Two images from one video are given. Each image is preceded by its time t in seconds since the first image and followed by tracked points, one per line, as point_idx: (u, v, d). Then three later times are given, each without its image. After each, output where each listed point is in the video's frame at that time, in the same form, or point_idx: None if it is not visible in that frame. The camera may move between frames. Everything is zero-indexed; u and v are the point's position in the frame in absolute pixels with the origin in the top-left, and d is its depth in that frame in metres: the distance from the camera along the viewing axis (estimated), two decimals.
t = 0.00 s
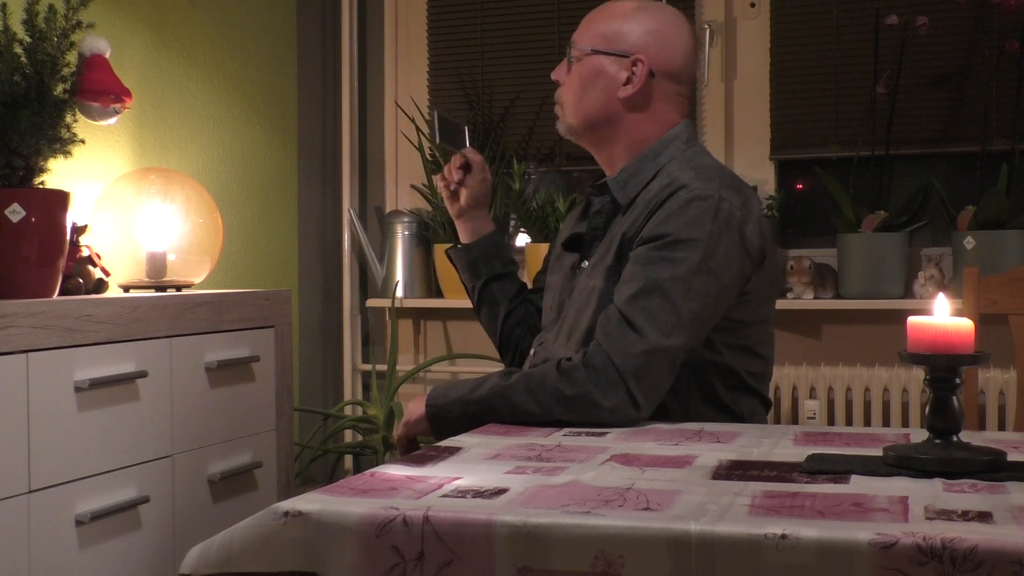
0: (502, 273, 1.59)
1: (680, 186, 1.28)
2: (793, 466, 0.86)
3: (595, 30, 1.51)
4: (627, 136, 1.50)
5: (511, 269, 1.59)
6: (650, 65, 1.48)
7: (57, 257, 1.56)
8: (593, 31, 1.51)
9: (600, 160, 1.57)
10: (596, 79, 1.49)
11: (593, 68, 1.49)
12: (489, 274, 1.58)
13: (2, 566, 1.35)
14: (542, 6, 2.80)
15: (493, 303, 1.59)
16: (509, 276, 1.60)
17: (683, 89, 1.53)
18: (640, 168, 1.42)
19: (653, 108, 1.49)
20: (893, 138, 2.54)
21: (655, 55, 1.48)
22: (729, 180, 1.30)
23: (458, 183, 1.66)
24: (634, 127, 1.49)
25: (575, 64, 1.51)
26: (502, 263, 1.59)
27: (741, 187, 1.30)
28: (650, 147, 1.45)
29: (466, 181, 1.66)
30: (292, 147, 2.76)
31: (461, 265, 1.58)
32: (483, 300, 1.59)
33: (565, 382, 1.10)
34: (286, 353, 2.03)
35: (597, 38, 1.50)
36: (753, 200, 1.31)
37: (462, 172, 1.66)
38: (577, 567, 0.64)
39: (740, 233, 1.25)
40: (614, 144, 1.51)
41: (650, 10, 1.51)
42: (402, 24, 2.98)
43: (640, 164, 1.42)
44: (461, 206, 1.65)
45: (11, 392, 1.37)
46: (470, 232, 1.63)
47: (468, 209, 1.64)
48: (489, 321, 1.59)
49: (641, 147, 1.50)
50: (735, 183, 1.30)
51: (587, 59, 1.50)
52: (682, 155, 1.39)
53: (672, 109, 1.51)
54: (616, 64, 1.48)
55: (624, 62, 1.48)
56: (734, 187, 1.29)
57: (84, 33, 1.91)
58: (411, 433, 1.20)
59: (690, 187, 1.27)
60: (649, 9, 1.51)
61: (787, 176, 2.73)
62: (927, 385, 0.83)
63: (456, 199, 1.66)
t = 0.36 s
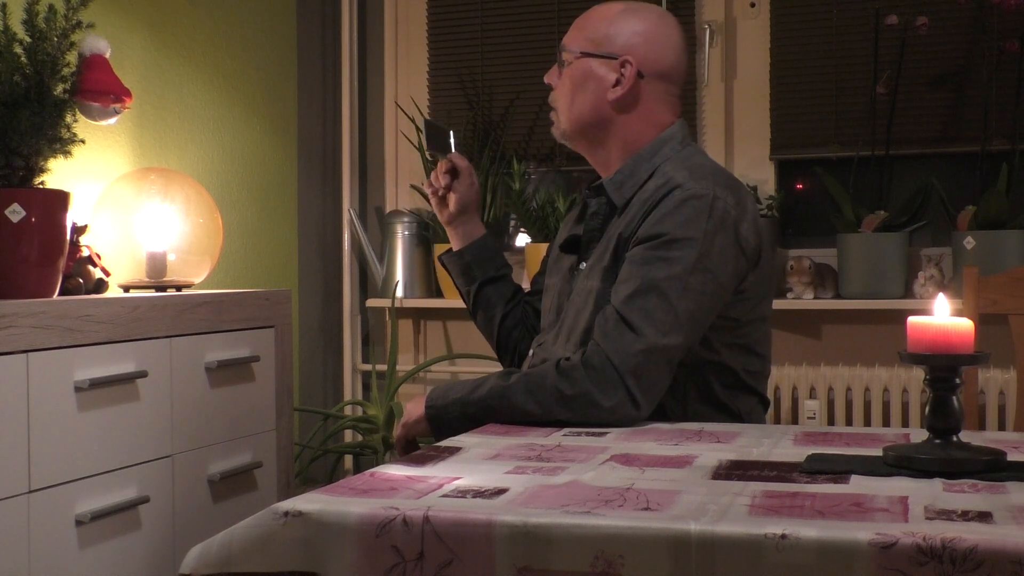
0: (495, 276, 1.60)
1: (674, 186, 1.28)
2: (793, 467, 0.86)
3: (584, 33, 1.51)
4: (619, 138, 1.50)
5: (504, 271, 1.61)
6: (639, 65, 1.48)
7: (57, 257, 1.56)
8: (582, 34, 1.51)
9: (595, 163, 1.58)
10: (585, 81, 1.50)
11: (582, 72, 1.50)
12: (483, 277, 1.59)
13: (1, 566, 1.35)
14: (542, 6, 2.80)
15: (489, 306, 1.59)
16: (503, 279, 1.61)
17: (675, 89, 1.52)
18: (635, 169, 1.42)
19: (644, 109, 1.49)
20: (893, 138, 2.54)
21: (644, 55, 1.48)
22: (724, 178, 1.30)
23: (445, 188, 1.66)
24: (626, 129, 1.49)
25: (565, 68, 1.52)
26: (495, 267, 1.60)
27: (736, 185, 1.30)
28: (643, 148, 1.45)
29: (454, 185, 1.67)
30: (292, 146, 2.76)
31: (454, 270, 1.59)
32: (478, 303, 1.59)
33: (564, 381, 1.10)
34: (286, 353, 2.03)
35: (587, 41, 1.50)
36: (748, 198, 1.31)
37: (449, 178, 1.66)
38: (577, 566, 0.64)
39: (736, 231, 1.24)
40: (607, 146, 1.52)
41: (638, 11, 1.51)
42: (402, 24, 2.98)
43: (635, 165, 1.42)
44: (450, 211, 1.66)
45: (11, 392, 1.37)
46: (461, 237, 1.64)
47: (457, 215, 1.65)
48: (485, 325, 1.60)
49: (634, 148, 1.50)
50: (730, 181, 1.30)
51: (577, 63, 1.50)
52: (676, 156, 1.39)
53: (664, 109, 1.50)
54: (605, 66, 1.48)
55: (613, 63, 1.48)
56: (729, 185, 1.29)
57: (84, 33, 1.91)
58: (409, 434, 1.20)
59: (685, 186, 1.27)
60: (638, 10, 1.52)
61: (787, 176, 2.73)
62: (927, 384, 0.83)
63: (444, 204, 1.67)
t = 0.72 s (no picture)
0: (493, 278, 1.59)
1: (671, 185, 1.28)
2: (793, 467, 0.86)
3: (581, 34, 1.51)
4: (614, 138, 1.50)
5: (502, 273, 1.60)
6: (635, 66, 1.48)
7: (57, 257, 1.56)
8: (579, 35, 1.51)
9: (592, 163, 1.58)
10: (581, 82, 1.50)
11: (578, 72, 1.50)
12: (480, 279, 1.58)
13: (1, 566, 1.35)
14: (542, 6, 2.80)
15: (486, 308, 1.59)
16: (501, 280, 1.60)
17: (671, 90, 1.52)
18: (632, 170, 1.42)
19: (640, 110, 1.49)
20: (893, 138, 2.54)
21: (640, 56, 1.48)
22: (720, 177, 1.30)
23: (445, 190, 1.65)
24: (621, 129, 1.49)
25: (562, 68, 1.52)
26: (492, 268, 1.59)
27: (732, 185, 1.31)
28: (640, 149, 1.45)
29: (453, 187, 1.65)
30: (292, 146, 2.76)
31: (452, 271, 1.59)
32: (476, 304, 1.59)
33: (564, 381, 1.10)
34: (287, 354, 2.03)
35: (584, 41, 1.50)
36: (744, 197, 1.31)
37: (449, 179, 1.65)
38: (577, 567, 0.64)
39: (733, 230, 1.24)
40: (603, 147, 1.52)
41: (634, 12, 1.51)
42: (402, 24, 2.98)
43: (632, 165, 1.42)
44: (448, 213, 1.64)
45: (11, 392, 1.37)
46: (458, 239, 1.62)
47: (455, 217, 1.63)
48: (483, 325, 1.60)
49: (630, 149, 1.50)
50: (726, 180, 1.30)
51: (574, 63, 1.50)
52: (673, 155, 1.39)
53: (659, 110, 1.50)
54: (601, 66, 1.48)
55: (609, 64, 1.48)
56: (725, 184, 1.29)
57: (84, 33, 1.91)
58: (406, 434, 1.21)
59: (682, 185, 1.27)
60: (635, 11, 1.52)
61: (787, 176, 2.73)
62: (927, 384, 0.83)
63: (443, 206, 1.65)
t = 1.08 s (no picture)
0: (489, 279, 1.59)
1: (669, 185, 1.28)
2: (793, 467, 0.86)
3: (583, 33, 1.51)
4: (613, 138, 1.50)
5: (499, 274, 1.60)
6: (636, 66, 1.48)
7: (57, 257, 1.56)
8: (581, 33, 1.51)
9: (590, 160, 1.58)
10: (582, 80, 1.49)
11: (579, 71, 1.50)
12: (478, 279, 1.58)
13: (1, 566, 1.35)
14: (542, 6, 2.80)
15: (484, 308, 1.59)
16: (498, 281, 1.60)
17: (671, 91, 1.52)
18: (631, 170, 1.42)
19: (639, 110, 1.49)
20: (893, 138, 2.54)
21: (641, 56, 1.48)
22: (718, 177, 1.30)
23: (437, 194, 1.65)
24: (620, 129, 1.49)
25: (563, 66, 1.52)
26: (489, 269, 1.59)
27: (730, 185, 1.31)
28: (639, 149, 1.45)
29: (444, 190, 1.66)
30: (292, 146, 2.75)
31: (449, 274, 1.59)
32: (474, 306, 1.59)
33: (564, 381, 1.10)
34: (287, 354, 2.03)
35: (585, 40, 1.50)
36: (742, 197, 1.31)
37: (440, 182, 1.65)
38: (577, 567, 0.64)
39: (731, 230, 1.24)
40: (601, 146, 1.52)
41: (636, 12, 1.51)
42: (402, 24, 2.98)
43: (631, 165, 1.42)
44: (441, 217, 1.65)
45: (11, 392, 1.37)
46: (454, 242, 1.64)
47: (450, 220, 1.64)
48: (482, 326, 1.60)
49: (628, 149, 1.50)
50: (724, 180, 1.30)
51: (575, 61, 1.50)
52: (671, 155, 1.39)
53: (659, 111, 1.50)
54: (602, 65, 1.48)
55: (609, 64, 1.48)
56: (723, 184, 1.29)
57: (84, 33, 1.91)
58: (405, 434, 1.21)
59: (680, 185, 1.27)
60: (637, 12, 1.52)
61: (787, 176, 2.73)
62: (927, 384, 0.83)
63: (435, 210, 1.65)
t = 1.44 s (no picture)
0: (482, 279, 1.57)
1: (668, 184, 1.28)
2: (793, 467, 0.86)
3: (585, 33, 1.51)
4: (616, 136, 1.50)
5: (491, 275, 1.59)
6: (638, 65, 1.48)
7: (57, 257, 1.56)
8: (583, 34, 1.51)
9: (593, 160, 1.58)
10: (585, 80, 1.50)
11: (581, 70, 1.50)
12: (470, 280, 1.57)
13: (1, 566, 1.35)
14: (542, 6, 2.80)
15: (478, 309, 1.58)
16: (490, 282, 1.59)
17: (674, 90, 1.52)
18: (631, 170, 1.42)
19: (642, 108, 1.49)
20: (893, 138, 2.54)
21: (644, 55, 1.49)
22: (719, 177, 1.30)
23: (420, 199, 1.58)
24: (623, 128, 1.49)
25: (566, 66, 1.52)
26: (480, 270, 1.58)
27: (730, 184, 1.31)
28: (639, 148, 1.45)
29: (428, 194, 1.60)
30: (292, 146, 2.75)
31: (437, 279, 1.57)
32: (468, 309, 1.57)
33: (564, 381, 1.10)
34: (287, 354, 2.03)
35: (588, 40, 1.50)
36: (741, 197, 1.31)
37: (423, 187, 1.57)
38: (577, 567, 0.64)
39: (730, 229, 1.24)
40: (604, 145, 1.51)
41: (639, 12, 1.52)
42: (402, 23, 2.98)
43: (632, 165, 1.42)
44: (428, 222, 1.60)
45: (11, 393, 1.37)
46: (441, 248, 1.60)
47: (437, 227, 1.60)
48: (475, 327, 1.59)
49: (631, 148, 1.50)
50: (725, 180, 1.30)
51: (577, 61, 1.50)
52: (672, 155, 1.38)
53: (661, 110, 1.50)
54: (604, 65, 1.48)
55: (612, 62, 1.48)
56: (724, 184, 1.29)
57: (84, 33, 1.91)
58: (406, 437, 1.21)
59: (679, 185, 1.27)
60: (640, 12, 1.52)
61: (786, 176, 2.73)
62: (927, 384, 0.83)
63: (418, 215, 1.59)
